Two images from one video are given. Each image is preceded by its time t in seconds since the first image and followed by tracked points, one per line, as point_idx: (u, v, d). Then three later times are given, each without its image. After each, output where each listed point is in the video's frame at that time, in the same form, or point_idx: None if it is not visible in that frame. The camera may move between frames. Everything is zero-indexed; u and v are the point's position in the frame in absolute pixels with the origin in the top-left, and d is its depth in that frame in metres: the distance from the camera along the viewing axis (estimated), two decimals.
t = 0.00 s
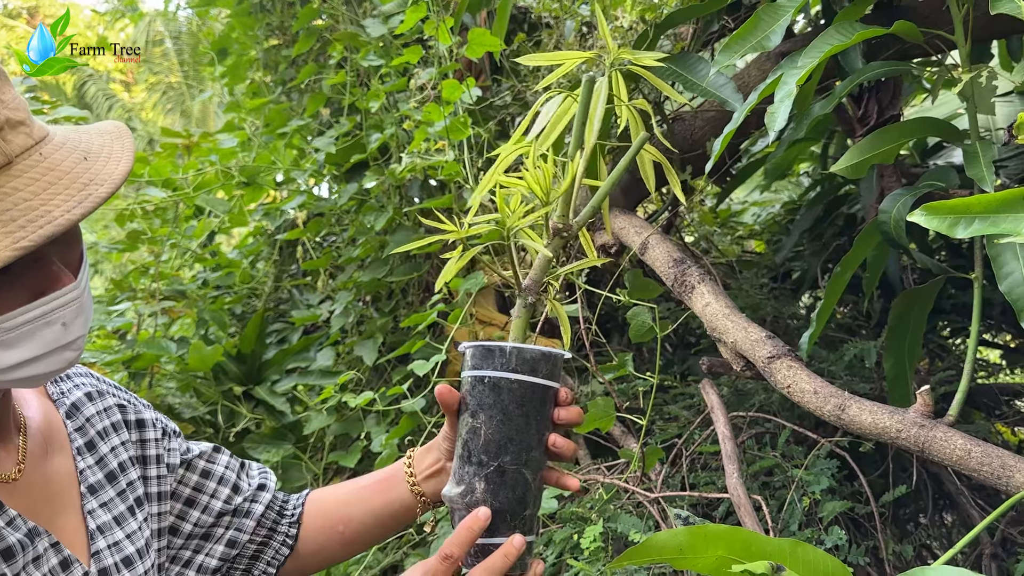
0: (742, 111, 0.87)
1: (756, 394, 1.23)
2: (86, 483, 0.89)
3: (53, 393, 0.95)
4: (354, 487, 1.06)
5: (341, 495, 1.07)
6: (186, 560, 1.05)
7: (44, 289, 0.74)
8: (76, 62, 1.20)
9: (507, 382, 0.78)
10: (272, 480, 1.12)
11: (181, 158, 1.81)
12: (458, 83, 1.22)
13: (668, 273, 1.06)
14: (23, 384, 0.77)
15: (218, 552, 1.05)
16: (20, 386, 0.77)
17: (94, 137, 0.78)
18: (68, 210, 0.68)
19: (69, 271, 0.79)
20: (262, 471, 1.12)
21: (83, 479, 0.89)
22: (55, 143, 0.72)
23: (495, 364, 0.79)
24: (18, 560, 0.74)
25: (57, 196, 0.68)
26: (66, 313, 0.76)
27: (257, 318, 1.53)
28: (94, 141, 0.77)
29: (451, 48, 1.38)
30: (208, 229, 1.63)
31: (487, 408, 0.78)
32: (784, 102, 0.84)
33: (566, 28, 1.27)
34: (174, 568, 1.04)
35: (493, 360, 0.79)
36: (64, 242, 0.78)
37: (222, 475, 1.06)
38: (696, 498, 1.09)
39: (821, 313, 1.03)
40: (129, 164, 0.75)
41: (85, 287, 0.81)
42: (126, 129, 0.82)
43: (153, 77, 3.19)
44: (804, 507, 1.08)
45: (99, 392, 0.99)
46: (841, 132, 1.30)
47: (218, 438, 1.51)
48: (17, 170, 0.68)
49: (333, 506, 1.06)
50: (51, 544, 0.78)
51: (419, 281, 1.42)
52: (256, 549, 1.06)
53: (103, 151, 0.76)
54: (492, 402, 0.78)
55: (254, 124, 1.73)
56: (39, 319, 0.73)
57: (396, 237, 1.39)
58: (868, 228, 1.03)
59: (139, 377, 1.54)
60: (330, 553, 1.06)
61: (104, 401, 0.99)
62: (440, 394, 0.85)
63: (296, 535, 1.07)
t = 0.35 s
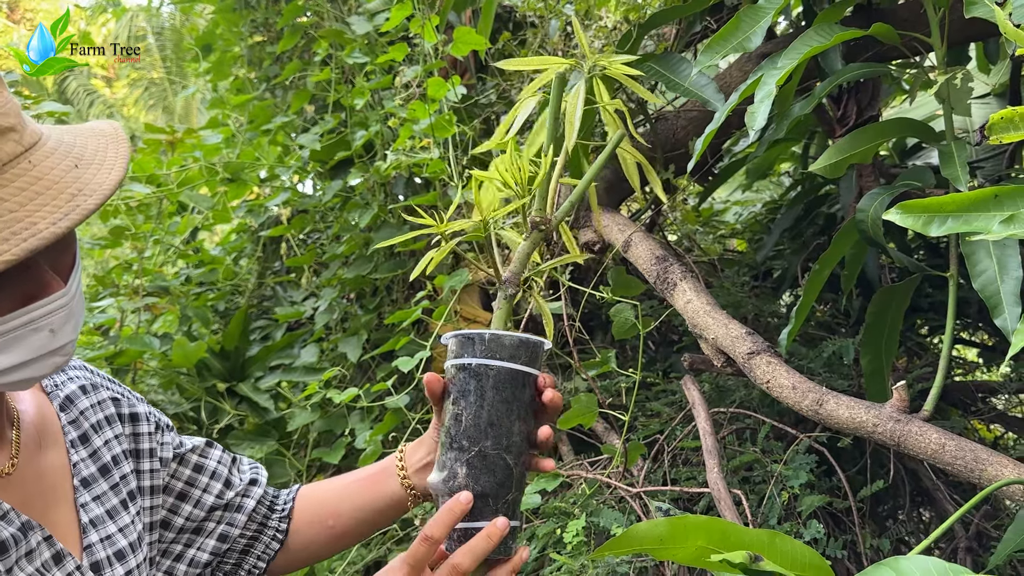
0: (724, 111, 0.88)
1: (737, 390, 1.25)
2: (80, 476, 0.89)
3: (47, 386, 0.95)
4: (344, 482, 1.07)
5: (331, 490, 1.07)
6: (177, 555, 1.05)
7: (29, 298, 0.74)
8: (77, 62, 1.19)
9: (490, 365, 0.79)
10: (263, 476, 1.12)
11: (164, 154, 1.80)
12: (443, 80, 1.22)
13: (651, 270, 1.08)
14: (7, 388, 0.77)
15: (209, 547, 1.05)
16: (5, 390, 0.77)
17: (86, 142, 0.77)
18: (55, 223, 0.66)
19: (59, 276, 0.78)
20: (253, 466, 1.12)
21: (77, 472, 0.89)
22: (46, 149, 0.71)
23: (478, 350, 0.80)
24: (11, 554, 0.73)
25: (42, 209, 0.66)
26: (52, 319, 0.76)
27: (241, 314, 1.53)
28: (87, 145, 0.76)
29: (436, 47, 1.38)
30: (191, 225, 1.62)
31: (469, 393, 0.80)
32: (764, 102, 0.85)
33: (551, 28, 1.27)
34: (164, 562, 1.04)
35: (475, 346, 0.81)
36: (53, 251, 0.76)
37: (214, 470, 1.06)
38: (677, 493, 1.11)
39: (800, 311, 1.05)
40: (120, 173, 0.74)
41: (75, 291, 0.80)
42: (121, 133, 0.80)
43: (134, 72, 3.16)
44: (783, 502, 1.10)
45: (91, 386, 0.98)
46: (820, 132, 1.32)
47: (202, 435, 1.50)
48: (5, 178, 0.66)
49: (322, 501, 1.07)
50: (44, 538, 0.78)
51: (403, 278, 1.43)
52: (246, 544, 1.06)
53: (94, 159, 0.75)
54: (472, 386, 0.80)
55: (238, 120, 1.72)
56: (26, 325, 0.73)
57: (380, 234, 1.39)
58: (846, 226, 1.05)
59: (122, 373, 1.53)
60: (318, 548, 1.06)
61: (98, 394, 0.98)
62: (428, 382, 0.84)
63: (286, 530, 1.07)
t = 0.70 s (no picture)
0: (713, 112, 0.89)
1: (724, 388, 1.26)
2: (83, 471, 0.89)
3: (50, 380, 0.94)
4: (329, 469, 1.07)
5: (317, 475, 1.08)
6: (177, 548, 1.04)
7: (32, 306, 0.73)
8: (78, 62, 1.19)
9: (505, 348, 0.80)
10: (260, 468, 1.12)
11: (153, 152, 1.79)
12: (435, 80, 1.23)
13: (641, 268, 1.09)
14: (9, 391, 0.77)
15: (208, 538, 1.05)
16: (8, 393, 0.77)
17: (90, 145, 0.74)
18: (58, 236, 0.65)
19: (62, 281, 0.78)
20: (249, 459, 1.12)
21: (80, 467, 0.89)
22: (49, 156, 0.69)
23: (486, 330, 0.80)
24: (17, 550, 0.73)
25: (45, 220, 0.65)
26: (55, 325, 0.75)
27: (231, 312, 1.52)
28: (92, 149, 0.74)
29: (428, 47, 1.38)
30: (181, 223, 1.62)
31: (479, 372, 0.80)
32: (753, 103, 0.87)
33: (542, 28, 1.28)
34: (165, 555, 1.03)
35: (483, 326, 0.80)
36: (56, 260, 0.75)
37: (215, 463, 1.06)
38: (665, 489, 1.12)
39: (787, 309, 1.06)
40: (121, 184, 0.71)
41: (78, 296, 0.80)
42: (126, 135, 0.78)
43: (120, 69, 3.13)
44: (770, 498, 1.11)
45: (94, 380, 0.98)
46: (807, 133, 1.34)
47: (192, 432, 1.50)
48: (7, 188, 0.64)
49: (305, 491, 1.07)
50: (49, 533, 0.78)
51: (393, 277, 1.43)
52: (243, 534, 1.06)
53: (98, 164, 0.72)
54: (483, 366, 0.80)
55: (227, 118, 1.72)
56: (30, 331, 0.73)
57: (371, 232, 1.39)
58: (832, 227, 1.07)
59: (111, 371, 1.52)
60: (306, 537, 1.07)
61: (101, 388, 0.98)
62: (411, 353, 0.89)
63: (280, 519, 1.07)
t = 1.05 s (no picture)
0: (704, 114, 0.90)
1: (715, 388, 1.27)
2: (80, 477, 0.89)
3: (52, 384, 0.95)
4: (340, 499, 1.07)
5: (327, 506, 1.07)
6: (172, 563, 1.05)
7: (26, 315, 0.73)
8: (73, 61, 1.19)
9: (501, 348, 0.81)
10: (261, 489, 1.13)
11: (145, 151, 1.78)
12: (427, 80, 1.23)
13: (632, 269, 1.09)
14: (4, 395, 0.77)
15: (204, 556, 1.05)
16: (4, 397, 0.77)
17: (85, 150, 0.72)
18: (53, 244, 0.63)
19: (58, 287, 0.77)
20: (250, 479, 1.13)
21: (77, 473, 0.89)
22: (43, 162, 0.67)
23: (475, 341, 0.80)
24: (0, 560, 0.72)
25: (39, 229, 0.63)
26: (49, 331, 0.75)
27: (223, 312, 1.52)
28: (87, 153, 0.72)
29: (420, 47, 1.38)
30: (172, 222, 1.61)
31: (466, 383, 0.79)
32: (744, 105, 0.87)
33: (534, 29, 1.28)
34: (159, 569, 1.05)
35: (471, 336, 0.80)
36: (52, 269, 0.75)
37: (215, 479, 1.07)
38: (657, 489, 1.13)
39: (777, 309, 1.07)
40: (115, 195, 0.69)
41: (74, 302, 0.79)
42: (123, 138, 0.77)
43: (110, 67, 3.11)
44: (760, 497, 1.12)
45: (97, 387, 0.99)
46: (797, 134, 1.35)
47: (183, 432, 1.49)
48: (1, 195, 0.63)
49: (315, 519, 1.07)
50: (36, 542, 0.77)
51: (385, 276, 1.43)
52: (239, 556, 1.06)
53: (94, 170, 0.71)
54: (468, 377, 0.79)
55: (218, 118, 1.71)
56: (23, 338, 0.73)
57: (363, 231, 1.39)
58: (822, 228, 1.07)
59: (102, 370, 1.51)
60: (310, 563, 1.07)
61: (104, 395, 0.99)
62: (389, 379, 0.96)
63: (278, 544, 1.07)
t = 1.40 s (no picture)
0: (702, 113, 0.90)
1: (713, 387, 1.27)
2: (78, 480, 0.89)
3: (51, 385, 0.95)
4: (342, 508, 1.06)
5: (330, 515, 1.06)
6: (169, 568, 1.05)
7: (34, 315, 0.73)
8: (74, 61, 1.19)
9: (478, 407, 0.78)
10: (260, 496, 1.13)
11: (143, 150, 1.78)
12: (425, 80, 1.23)
13: (630, 268, 1.09)
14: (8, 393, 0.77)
15: (202, 562, 1.05)
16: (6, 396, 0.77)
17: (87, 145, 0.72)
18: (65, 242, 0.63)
19: (62, 286, 0.77)
20: (248, 486, 1.13)
21: (75, 475, 0.89)
22: (51, 160, 0.66)
23: (483, 356, 0.79)
24: None
25: (47, 226, 0.63)
26: (55, 330, 0.75)
27: (221, 311, 1.51)
28: (94, 150, 0.72)
29: (419, 46, 1.38)
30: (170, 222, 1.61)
31: (474, 398, 0.79)
32: (742, 104, 0.87)
33: (532, 28, 1.27)
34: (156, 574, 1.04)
35: (479, 350, 0.78)
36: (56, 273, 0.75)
37: (214, 484, 1.07)
38: (655, 489, 1.13)
39: (776, 308, 1.07)
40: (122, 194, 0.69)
41: (78, 300, 0.79)
42: (128, 135, 0.76)
43: (107, 66, 3.10)
44: (759, 497, 1.12)
45: (95, 389, 0.98)
46: (796, 134, 1.35)
47: (181, 431, 1.49)
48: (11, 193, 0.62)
49: (317, 526, 1.07)
50: (32, 546, 0.77)
51: (383, 276, 1.42)
52: (236, 563, 1.06)
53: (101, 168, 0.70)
54: (474, 394, 0.79)
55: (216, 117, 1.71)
56: (30, 337, 0.73)
57: (361, 231, 1.39)
58: (821, 227, 1.07)
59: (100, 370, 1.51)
60: (309, 571, 1.06)
61: (104, 396, 0.99)
62: (395, 382, 0.93)
63: (276, 552, 1.07)
